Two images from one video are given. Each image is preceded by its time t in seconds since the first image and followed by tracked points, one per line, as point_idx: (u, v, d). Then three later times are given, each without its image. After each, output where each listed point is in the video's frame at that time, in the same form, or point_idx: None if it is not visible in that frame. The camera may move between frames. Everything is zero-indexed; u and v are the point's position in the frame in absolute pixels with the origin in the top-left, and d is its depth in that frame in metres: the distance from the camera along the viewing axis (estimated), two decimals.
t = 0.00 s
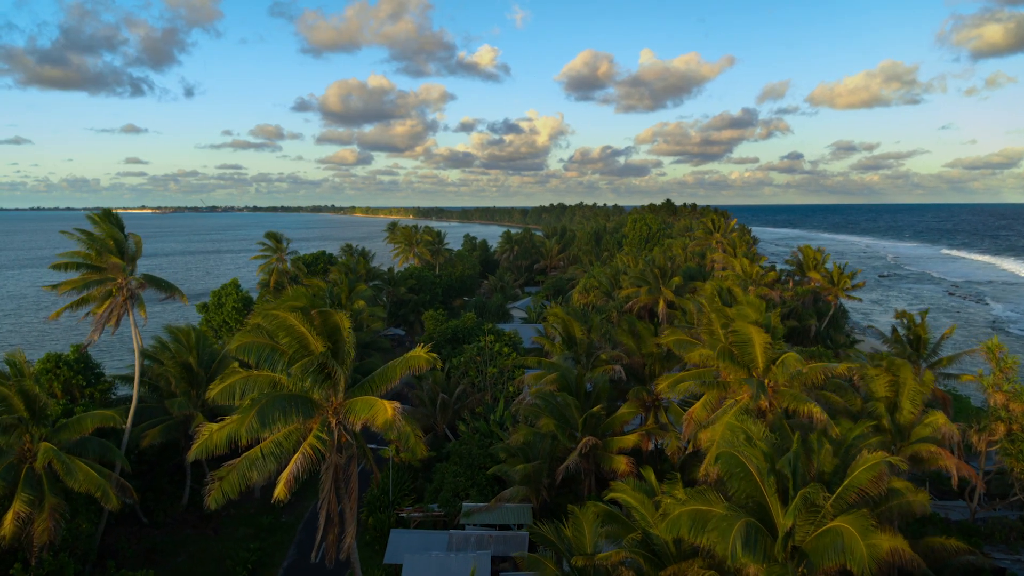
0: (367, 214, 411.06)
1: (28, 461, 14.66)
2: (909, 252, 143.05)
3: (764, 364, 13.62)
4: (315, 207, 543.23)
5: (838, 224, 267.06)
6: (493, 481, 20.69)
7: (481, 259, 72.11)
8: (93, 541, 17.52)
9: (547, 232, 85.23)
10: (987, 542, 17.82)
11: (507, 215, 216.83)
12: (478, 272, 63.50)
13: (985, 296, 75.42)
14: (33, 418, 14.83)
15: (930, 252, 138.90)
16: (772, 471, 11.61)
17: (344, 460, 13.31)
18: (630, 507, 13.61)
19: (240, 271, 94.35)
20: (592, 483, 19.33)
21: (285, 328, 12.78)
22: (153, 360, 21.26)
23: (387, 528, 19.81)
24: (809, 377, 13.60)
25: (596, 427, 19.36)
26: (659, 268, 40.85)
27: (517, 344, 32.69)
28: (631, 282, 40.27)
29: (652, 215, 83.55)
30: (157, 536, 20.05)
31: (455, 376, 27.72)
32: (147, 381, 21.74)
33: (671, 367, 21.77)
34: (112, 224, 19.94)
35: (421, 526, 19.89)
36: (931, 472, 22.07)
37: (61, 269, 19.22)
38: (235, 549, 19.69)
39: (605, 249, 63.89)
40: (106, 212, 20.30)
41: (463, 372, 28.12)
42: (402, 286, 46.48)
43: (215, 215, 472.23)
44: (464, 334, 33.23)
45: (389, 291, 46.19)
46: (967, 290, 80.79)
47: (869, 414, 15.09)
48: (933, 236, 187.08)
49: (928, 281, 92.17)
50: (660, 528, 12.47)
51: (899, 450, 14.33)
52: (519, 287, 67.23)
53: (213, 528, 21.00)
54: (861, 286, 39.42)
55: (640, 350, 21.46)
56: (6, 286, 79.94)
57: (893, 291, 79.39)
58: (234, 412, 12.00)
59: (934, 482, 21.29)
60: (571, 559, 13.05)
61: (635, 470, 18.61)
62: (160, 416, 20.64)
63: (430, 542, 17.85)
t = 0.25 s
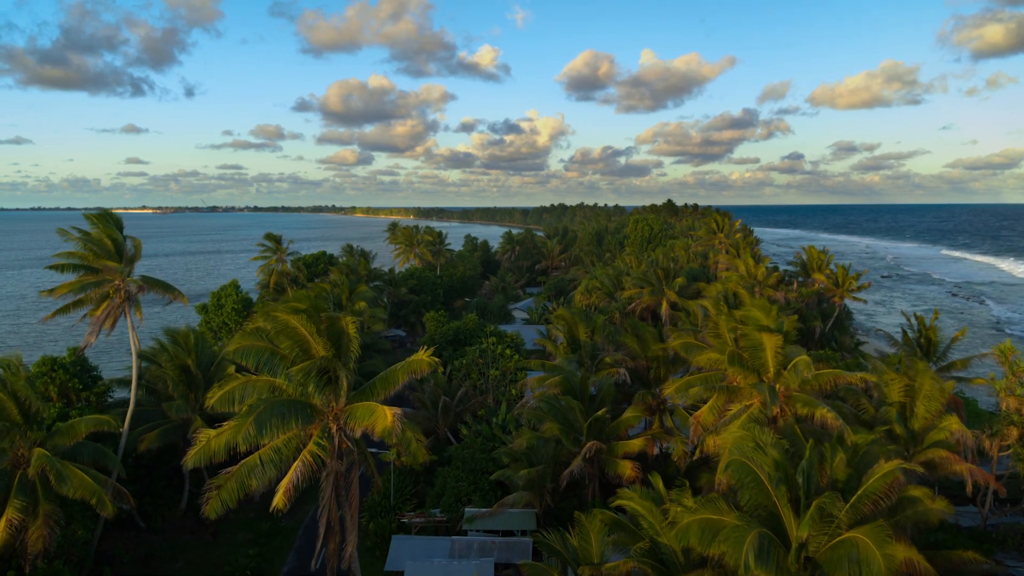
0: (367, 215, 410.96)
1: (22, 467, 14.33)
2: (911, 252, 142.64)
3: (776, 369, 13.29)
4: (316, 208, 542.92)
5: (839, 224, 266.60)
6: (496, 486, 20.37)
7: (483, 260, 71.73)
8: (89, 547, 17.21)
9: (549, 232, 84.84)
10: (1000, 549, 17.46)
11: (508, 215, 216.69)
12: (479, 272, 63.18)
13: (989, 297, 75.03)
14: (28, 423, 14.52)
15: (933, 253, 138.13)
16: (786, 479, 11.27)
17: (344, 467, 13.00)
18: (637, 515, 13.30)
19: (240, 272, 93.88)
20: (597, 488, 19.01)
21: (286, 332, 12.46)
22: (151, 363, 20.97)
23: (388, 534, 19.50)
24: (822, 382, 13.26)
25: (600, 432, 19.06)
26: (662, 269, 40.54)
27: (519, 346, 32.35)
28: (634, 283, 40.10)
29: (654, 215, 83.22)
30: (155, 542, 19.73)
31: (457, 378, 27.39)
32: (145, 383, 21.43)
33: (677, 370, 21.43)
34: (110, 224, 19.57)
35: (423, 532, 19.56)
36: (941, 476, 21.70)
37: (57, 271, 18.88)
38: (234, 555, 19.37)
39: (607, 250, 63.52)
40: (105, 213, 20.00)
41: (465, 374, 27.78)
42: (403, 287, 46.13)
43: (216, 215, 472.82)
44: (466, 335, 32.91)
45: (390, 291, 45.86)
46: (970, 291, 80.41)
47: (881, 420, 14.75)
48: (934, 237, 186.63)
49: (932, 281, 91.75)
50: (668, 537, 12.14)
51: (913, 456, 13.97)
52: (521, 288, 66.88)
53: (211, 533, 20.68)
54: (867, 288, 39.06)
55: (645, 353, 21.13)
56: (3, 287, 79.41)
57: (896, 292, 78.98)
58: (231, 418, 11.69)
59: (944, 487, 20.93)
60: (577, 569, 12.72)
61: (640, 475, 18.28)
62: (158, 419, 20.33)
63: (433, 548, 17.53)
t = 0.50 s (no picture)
0: (368, 215, 410.90)
1: (14, 473, 13.98)
2: (912, 253, 142.32)
3: (786, 374, 12.95)
4: (316, 208, 542.94)
5: (840, 224, 266.26)
6: (498, 491, 20.06)
7: (484, 260, 71.38)
8: (84, 554, 16.92)
9: (550, 233, 84.50)
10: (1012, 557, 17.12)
11: (509, 216, 216.50)
12: (480, 273, 62.84)
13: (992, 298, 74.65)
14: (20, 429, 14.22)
15: (934, 253, 137.80)
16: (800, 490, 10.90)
17: (344, 474, 12.67)
18: (644, 523, 12.96)
19: (240, 272, 93.48)
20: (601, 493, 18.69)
21: (287, 336, 12.15)
22: (147, 366, 20.66)
23: (389, 540, 19.18)
24: (833, 387, 12.90)
25: (604, 436, 18.76)
26: (665, 270, 40.17)
27: (521, 348, 32.01)
28: (636, 284, 39.69)
29: (655, 216, 82.83)
30: (153, 547, 19.43)
31: (459, 380, 27.07)
32: (142, 386, 21.10)
33: (682, 373, 21.09)
34: (107, 225, 19.14)
35: (425, 538, 19.21)
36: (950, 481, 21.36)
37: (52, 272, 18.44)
38: (232, 561, 19.06)
39: (608, 250, 63.20)
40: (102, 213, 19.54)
41: (467, 376, 27.45)
42: (404, 288, 45.77)
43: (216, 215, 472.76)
44: (468, 337, 32.59)
45: (391, 292, 45.51)
46: (973, 292, 80.05)
47: (893, 425, 14.41)
48: (936, 237, 186.17)
49: (934, 282, 91.43)
50: (677, 547, 11.79)
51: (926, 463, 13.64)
52: (522, 288, 66.54)
53: (209, 538, 20.37)
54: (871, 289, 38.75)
55: (650, 356, 20.80)
56: (2, 288, 78.80)
57: (898, 293, 78.62)
58: (229, 424, 11.36)
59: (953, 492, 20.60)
60: None
61: (645, 480, 17.95)
62: (154, 423, 20.02)
63: (434, 555, 17.22)
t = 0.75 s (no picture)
0: (368, 215, 410.65)
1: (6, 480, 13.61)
2: (914, 253, 142.06)
3: (797, 379, 12.59)
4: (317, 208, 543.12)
5: (841, 225, 265.92)
6: (501, 496, 19.73)
7: (485, 261, 71.09)
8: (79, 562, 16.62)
9: (551, 233, 84.20)
10: None
11: (510, 216, 216.08)
12: (481, 274, 62.47)
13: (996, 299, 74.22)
14: (12, 435, 13.89)
15: (937, 254, 137.28)
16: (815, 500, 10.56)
17: (344, 482, 12.34)
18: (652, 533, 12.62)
19: (240, 273, 93.12)
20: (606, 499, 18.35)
21: (286, 340, 11.82)
22: (144, 369, 20.33)
23: (390, 547, 18.84)
24: (846, 393, 12.54)
25: (608, 441, 18.43)
26: (668, 271, 39.79)
27: (523, 350, 31.67)
28: (639, 285, 39.33)
29: (657, 216, 82.39)
30: (149, 553, 19.13)
31: (460, 383, 26.71)
32: (138, 389, 20.76)
33: (688, 376, 20.73)
34: (104, 225, 18.59)
35: (426, 545, 18.86)
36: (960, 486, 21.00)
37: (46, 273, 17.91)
38: (230, 568, 18.73)
39: (610, 251, 62.89)
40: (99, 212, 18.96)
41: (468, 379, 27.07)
42: (404, 288, 45.39)
43: (217, 215, 472.50)
44: (469, 339, 32.24)
45: (392, 293, 45.15)
46: (977, 292, 79.60)
47: (906, 432, 14.05)
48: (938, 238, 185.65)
49: (937, 283, 91.15)
50: (687, 559, 11.45)
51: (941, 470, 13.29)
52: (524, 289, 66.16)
53: (207, 544, 20.04)
54: (877, 290, 38.40)
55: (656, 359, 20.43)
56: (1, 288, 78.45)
57: (902, 294, 78.21)
58: (226, 431, 11.05)
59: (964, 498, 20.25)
60: None
61: (650, 486, 17.62)
62: (152, 426, 19.70)
63: (436, 562, 16.88)
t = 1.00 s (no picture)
0: (369, 215, 410.40)
1: None
2: (916, 253, 141.78)
3: (810, 385, 12.22)
4: (317, 208, 542.76)
5: (843, 225, 265.39)
6: (504, 502, 19.38)
7: (486, 261, 70.76)
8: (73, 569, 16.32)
9: (552, 233, 83.82)
10: None
11: (511, 216, 215.67)
12: (482, 274, 62.12)
13: (999, 299, 73.87)
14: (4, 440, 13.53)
15: (939, 255, 136.86)
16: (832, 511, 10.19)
17: (344, 490, 12.00)
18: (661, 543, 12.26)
19: (240, 273, 92.76)
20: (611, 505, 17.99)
21: (285, 344, 11.48)
22: (141, 372, 19.99)
23: (391, 553, 18.47)
24: (861, 399, 12.16)
25: (614, 446, 18.08)
26: (671, 272, 39.44)
27: (525, 352, 31.35)
28: (642, 285, 38.98)
29: (659, 216, 82.03)
30: (146, 559, 18.81)
31: (462, 385, 26.35)
32: (135, 392, 20.43)
33: (694, 380, 20.37)
34: (100, 225, 18.02)
35: (428, 552, 18.49)
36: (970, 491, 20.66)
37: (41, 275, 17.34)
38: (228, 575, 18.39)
39: (612, 251, 62.56)
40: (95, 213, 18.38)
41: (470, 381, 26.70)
42: (405, 289, 45.02)
43: (217, 215, 472.29)
44: (471, 340, 31.89)
45: (392, 293, 44.80)
46: (980, 293, 79.27)
47: (921, 439, 13.69)
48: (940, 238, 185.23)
49: (939, 283, 90.84)
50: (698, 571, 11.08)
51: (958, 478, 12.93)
52: (525, 290, 65.81)
53: (205, 550, 19.70)
54: (882, 291, 38.05)
55: (661, 361, 20.07)
56: None
57: (905, 294, 77.88)
58: (224, 438, 10.72)
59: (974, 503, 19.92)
60: None
61: (657, 492, 17.28)
62: (149, 430, 19.41)
63: (438, 569, 16.54)
